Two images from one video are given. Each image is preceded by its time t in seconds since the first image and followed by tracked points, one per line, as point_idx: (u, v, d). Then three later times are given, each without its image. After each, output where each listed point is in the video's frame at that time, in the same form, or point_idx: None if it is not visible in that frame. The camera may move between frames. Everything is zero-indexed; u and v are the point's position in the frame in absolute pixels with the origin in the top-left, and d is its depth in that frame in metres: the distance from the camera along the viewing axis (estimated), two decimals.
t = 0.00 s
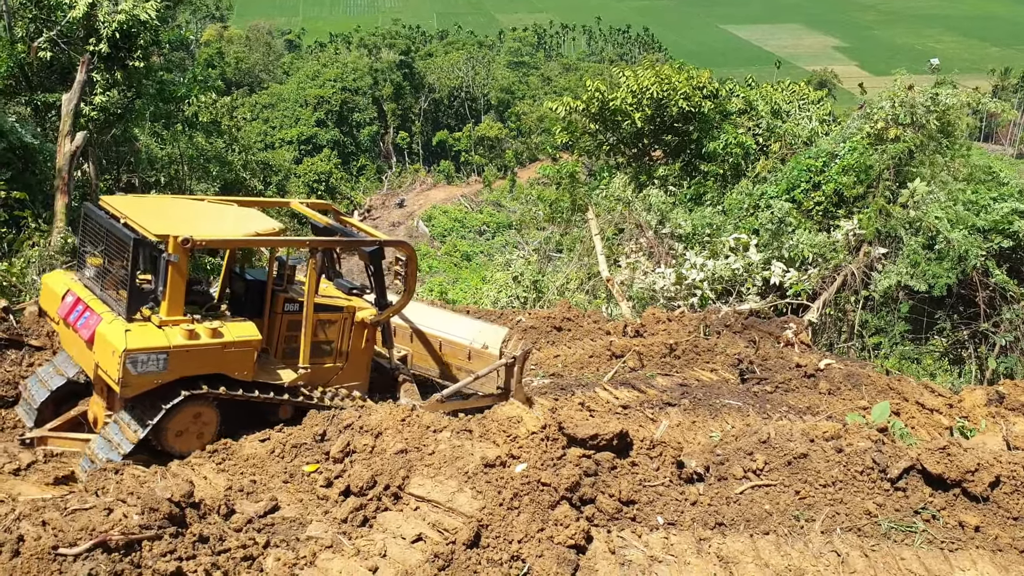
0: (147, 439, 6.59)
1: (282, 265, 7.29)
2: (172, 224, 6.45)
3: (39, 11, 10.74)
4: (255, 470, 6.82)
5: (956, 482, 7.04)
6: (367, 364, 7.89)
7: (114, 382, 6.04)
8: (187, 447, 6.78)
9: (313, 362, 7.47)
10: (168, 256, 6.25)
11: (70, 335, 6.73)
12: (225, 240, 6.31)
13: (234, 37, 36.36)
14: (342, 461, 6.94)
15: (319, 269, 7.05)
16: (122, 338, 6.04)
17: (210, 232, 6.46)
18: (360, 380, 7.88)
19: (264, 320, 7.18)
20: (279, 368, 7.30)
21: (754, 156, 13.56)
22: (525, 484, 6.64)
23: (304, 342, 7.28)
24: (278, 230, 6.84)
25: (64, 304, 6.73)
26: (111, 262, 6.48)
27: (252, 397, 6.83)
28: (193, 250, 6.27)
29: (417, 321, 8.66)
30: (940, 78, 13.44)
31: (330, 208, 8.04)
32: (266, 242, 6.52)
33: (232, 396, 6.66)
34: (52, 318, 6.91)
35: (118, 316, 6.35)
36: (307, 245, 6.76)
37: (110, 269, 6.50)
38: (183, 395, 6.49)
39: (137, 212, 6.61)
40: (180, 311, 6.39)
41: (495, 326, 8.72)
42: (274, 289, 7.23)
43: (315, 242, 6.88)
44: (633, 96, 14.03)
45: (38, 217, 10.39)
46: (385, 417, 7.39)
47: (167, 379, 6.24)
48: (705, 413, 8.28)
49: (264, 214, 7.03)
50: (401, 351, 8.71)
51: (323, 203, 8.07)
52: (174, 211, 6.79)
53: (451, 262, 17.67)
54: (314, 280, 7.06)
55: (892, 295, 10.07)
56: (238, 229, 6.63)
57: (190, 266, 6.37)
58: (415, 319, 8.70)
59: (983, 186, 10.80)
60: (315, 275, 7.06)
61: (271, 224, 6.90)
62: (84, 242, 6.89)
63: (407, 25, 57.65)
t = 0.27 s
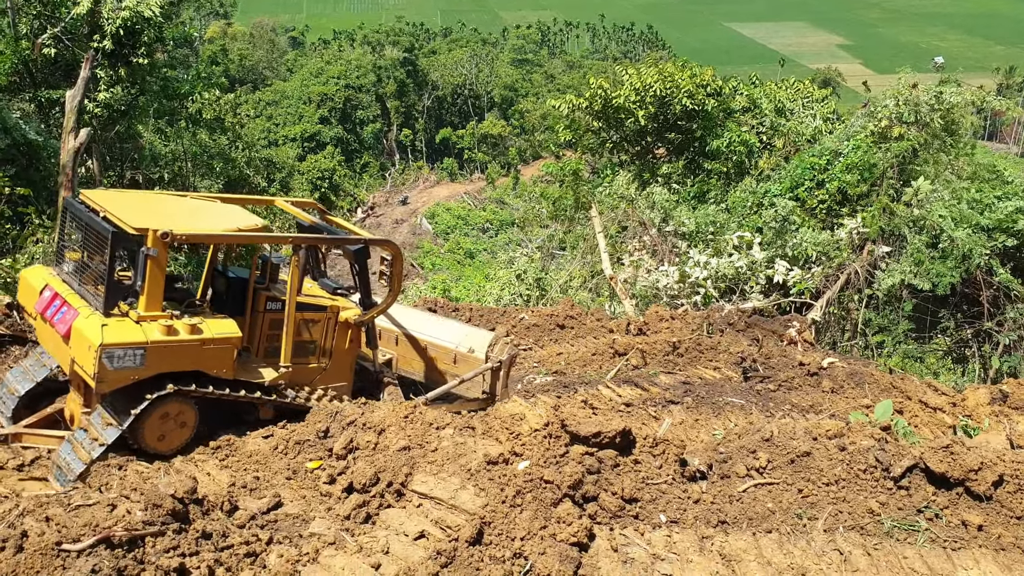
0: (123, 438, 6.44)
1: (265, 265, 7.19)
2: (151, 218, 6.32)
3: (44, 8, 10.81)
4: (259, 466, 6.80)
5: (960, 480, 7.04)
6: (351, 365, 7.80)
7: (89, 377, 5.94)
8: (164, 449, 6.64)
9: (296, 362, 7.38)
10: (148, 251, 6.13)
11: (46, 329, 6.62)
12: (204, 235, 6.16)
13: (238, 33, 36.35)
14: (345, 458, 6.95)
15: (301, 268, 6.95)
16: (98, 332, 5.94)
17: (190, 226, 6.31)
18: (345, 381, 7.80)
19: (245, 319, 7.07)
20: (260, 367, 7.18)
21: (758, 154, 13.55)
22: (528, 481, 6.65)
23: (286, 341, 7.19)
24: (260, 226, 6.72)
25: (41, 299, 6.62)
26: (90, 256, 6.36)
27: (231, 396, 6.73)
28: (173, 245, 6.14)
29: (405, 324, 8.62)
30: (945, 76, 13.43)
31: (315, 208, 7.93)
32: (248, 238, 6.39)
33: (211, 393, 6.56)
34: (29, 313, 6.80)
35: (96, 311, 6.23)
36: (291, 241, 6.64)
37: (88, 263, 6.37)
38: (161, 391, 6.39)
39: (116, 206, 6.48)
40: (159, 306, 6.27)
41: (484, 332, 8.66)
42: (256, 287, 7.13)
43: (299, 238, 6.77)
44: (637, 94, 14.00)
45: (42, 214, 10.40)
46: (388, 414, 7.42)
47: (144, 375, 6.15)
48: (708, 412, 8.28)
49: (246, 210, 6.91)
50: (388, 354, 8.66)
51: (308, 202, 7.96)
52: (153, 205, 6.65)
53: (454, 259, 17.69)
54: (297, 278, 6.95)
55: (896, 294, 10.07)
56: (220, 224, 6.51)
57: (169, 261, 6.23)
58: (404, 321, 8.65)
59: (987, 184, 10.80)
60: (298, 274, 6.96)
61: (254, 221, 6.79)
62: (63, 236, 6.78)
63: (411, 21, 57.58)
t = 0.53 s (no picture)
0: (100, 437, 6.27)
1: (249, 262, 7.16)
2: (131, 213, 6.28)
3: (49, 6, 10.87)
4: (262, 462, 6.82)
5: (964, 479, 7.02)
6: (335, 366, 7.77)
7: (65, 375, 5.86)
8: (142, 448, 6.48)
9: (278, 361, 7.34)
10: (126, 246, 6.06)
11: (23, 326, 6.52)
12: (185, 231, 6.15)
13: (243, 30, 36.35)
14: (349, 454, 6.97)
15: (284, 266, 6.91)
16: (74, 329, 5.86)
17: (170, 221, 6.29)
18: (329, 382, 7.78)
19: (226, 318, 7.08)
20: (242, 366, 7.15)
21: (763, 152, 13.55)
22: (532, 478, 6.65)
23: (268, 340, 7.12)
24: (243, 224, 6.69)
25: (18, 295, 6.53)
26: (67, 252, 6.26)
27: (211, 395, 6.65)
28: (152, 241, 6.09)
29: (393, 327, 8.67)
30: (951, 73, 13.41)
31: (303, 206, 7.91)
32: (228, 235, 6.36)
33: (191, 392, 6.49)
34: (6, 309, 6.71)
35: (73, 307, 6.14)
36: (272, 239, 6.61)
37: (66, 259, 6.28)
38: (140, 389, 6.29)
39: (96, 200, 6.44)
40: (137, 302, 6.20)
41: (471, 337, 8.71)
42: (239, 285, 7.12)
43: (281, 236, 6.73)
44: (641, 91, 14.02)
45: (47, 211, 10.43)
46: (393, 411, 7.44)
47: (121, 373, 6.07)
48: (712, 409, 8.27)
49: (229, 207, 6.87)
50: (375, 358, 8.71)
51: (296, 201, 7.93)
52: (135, 200, 6.62)
53: (458, 257, 17.72)
54: (279, 276, 6.92)
55: (901, 291, 10.09)
56: (201, 220, 6.47)
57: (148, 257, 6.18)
58: (392, 326, 8.70)
59: (992, 182, 10.79)
60: (281, 272, 6.93)
61: (237, 218, 6.75)
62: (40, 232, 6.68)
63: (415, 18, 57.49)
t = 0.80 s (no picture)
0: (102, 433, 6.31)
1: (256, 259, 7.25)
2: (137, 209, 6.32)
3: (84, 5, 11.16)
4: (291, 458, 6.91)
5: (997, 481, 6.89)
6: (343, 365, 7.82)
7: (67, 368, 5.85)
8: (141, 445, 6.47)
9: (286, 360, 7.38)
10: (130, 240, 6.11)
11: (29, 319, 6.55)
12: (189, 225, 6.18)
13: (273, 29, 36.64)
14: (377, 450, 7.03)
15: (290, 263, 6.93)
16: (76, 323, 5.86)
17: (175, 217, 6.32)
18: (338, 381, 7.83)
19: (233, 315, 7.04)
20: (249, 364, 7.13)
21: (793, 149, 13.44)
22: (558, 476, 6.65)
23: (273, 337, 7.11)
24: (248, 220, 6.71)
25: (25, 288, 6.55)
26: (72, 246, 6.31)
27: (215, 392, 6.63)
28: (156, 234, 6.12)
29: (402, 329, 8.69)
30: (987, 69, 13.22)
31: (312, 204, 7.93)
32: (233, 230, 6.39)
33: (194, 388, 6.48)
34: (13, 301, 6.74)
35: (76, 301, 6.15)
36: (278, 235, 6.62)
37: (71, 253, 6.32)
38: (144, 383, 6.29)
39: (102, 195, 6.48)
40: (141, 297, 6.22)
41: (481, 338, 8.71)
42: (245, 282, 7.12)
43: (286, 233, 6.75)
44: (670, 88, 13.97)
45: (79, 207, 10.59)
46: (420, 408, 7.49)
47: (124, 367, 6.07)
48: (740, 408, 8.23)
49: (236, 204, 6.89)
50: (384, 360, 8.75)
51: (306, 198, 7.95)
52: (141, 195, 6.65)
53: (486, 254, 17.76)
54: (284, 273, 6.94)
55: (932, 291, 9.96)
56: (207, 216, 6.50)
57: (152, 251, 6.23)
58: (402, 328, 8.72)
59: None
60: (287, 269, 6.94)
61: (243, 214, 6.77)
62: (47, 226, 6.73)
63: (442, 16, 57.55)
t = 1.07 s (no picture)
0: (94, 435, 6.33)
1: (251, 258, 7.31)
2: (129, 205, 6.35)
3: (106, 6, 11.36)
4: (308, 455, 6.95)
5: (1017, 484, 6.87)
6: (340, 366, 7.83)
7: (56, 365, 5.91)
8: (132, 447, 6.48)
9: (281, 360, 7.39)
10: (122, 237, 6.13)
11: (20, 316, 6.60)
12: (179, 222, 6.18)
13: (291, 30, 36.77)
14: (393, 449, 7.07)
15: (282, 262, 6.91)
16: (66, 320, 5.91)
17: (166, 213, 6.33)
18: (335, 383, 7.84)
19: (227, 314, 7.11)
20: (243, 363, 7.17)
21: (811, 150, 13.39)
22: (574, 476, 6.64)
23: (267, 337, 7.15)
24: (242, 219, 6.71)
25: (16, 285, 6.60)
26: (64, 243, 6.35)
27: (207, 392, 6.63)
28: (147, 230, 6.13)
29: (400, 333, 8.71)
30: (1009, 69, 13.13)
31: (311, 205, 7.92)
32: (224, 227, 6.38)
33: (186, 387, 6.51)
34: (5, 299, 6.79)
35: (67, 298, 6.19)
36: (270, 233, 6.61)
37: (62, 250, 6.36)
38: (135, 381, 6.30)
39: (96, 192, 6.51)
40: (132, 294, 6.26)
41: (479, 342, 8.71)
42: (239, 282, 7.19)
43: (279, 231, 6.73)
44: (688, 88, 13.95)
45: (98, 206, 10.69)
46: (436, 407, 7.52)
47: (114, 364, 6.12)
48: (757, 409, 8.21)
49: (230, 203, 6.90)
50: (382, 363, 8.78)
51: (305, 200, 7.96)
52: (135, 193, 6.67)
53: (501, 254, 17.76)
54: (277, 272, 6.93)
55: (952, 293, 10.02)
56: (199, 214, 6.51)
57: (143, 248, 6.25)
58: (400, 332, 8.74)
59: None
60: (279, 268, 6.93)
61: (237, 213, 6.77)
62: (40, 223, 6.77)
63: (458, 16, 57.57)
